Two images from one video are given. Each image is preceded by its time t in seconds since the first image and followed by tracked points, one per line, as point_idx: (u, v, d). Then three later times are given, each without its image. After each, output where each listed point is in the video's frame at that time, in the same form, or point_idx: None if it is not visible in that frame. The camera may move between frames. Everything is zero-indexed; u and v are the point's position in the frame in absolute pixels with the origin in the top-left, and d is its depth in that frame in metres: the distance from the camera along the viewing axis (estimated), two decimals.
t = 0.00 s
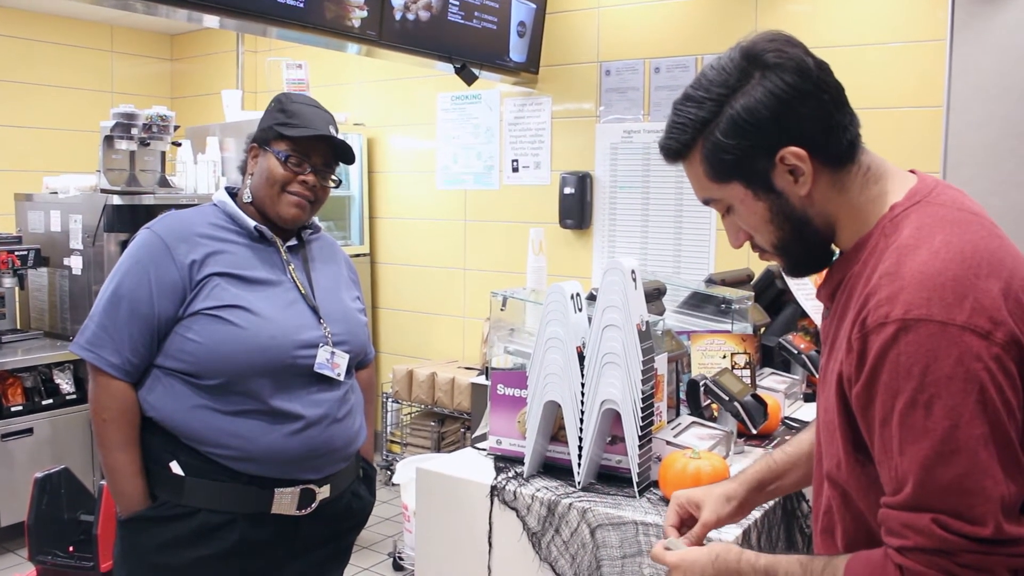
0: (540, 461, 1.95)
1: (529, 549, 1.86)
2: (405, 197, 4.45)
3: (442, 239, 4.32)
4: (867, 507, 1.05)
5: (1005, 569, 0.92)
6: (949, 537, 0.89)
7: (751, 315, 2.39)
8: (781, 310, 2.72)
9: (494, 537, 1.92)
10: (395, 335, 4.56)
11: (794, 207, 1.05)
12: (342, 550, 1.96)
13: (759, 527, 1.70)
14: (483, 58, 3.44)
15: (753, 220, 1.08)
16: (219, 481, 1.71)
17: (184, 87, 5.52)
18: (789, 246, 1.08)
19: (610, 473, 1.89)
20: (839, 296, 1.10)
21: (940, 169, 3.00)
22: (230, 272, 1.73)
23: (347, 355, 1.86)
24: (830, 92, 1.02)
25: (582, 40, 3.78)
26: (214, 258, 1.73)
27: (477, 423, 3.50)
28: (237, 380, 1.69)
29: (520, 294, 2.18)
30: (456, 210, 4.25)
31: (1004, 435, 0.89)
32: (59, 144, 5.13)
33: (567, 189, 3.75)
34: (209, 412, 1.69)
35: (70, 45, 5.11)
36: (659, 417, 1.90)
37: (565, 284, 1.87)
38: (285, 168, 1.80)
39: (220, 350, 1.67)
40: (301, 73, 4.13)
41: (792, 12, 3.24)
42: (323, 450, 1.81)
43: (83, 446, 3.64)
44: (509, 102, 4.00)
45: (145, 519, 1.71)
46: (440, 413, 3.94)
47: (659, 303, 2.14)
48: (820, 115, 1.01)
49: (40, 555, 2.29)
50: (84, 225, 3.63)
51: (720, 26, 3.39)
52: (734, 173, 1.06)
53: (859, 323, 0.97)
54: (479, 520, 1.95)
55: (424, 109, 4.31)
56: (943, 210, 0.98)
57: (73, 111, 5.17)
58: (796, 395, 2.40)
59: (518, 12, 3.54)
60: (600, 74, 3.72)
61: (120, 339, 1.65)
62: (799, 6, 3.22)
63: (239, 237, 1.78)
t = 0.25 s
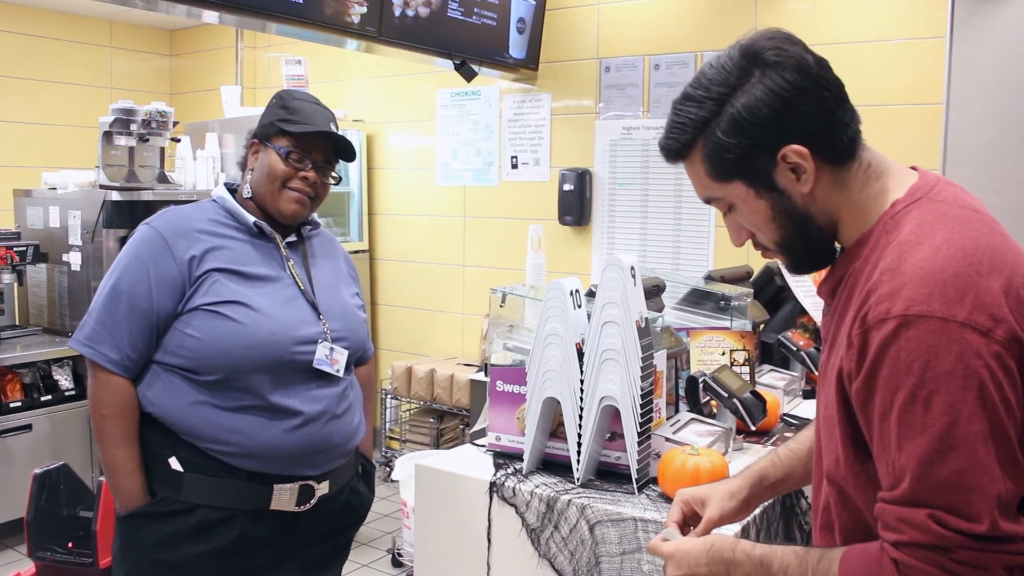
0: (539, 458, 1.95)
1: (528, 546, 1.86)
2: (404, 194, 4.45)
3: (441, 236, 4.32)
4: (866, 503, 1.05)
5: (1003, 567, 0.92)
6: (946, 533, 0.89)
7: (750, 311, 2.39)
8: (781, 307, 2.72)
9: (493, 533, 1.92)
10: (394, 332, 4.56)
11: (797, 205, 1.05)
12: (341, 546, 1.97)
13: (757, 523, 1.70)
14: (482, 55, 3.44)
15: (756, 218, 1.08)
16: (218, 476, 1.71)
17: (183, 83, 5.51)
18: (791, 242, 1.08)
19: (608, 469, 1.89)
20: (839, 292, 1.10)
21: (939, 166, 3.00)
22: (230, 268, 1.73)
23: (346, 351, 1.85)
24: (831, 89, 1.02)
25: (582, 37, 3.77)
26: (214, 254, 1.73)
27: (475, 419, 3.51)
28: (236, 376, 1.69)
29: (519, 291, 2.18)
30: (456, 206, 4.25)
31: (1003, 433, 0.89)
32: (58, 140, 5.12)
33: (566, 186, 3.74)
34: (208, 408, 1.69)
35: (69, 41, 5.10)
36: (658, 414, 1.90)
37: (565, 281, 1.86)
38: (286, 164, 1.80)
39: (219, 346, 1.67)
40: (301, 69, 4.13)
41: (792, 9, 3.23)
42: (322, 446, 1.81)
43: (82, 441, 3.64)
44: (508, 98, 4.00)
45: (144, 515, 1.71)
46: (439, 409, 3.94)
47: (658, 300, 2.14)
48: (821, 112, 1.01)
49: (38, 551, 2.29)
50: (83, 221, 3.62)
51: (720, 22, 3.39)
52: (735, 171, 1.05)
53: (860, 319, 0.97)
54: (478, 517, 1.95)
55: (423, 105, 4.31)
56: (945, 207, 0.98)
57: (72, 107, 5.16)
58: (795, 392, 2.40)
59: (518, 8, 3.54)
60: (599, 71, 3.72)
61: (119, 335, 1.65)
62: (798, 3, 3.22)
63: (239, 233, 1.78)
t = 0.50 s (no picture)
0: (538, 456, 1.95)
1: (527, 543, 1.86)
2: (403, 191, 4.45)
3: (440, 234, 4.32)
4: (865, 502, 1.05)
5: (1004, 565, 0.92)
6: (949, 531, 0.89)
7: (749, 310, 2.39)
8: (779, 305, 2.72)
9: (491, 531, 1.92)
10: (393, 329, 4.56)
11: (796, 203, 1.05)
12: (339, 544, 1.97)
13: (755, 521, 1.71)
14: (481, 52, 3.43)
15: (755, 217, 1.08)
16: (217, 474, 1.71)
17: (182, 80, 5.51)
18: (791, 241, 1.08)
19: (607, 467, 1.90)
20: (839, 292, 1.10)
21: (938, 165, 3.00)
22: (229, 265, 1.73)
23: (345, 349, 1.85)
24: (830, 89, 1.02)
25: (581, 35, 3.77)
26: (213, 251, 1.73)
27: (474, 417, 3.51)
28: (236, 373, 1.69)
29: (517, 289, 2.18)
30: (455, 204, 4.25)
31: (1002, 431, 0.89)
32: (57, 136, 5.12)
33: (565, 184, 3.74)
34: (207, 405, 1.69)
35: (69, 37, 5.09)
36: (656, 412, 1.91)
37: (563, 279, 1.86)
38: (287, 162, 1.80)
39: (219, 343, 1.67)
40: (300, 66, 4.12)
41: (792, 7, 3.23)
42: (321, 444, 1.81)
43: (80, 438, 3.64)
44: (507, 96, 3.99)
45: (143, 512, 1.71)
46: (438, 407, 3.94)
47: (657, 298, 2.14)
48: (820, 110, 1.01)
49: (36, 548, 2.28)
50: (82, 218, 3.62)
51: (719, 21, 3.38)
52: (734, 170, 1.05)
53: (859, 319, 0.97)
54: (476, 514, 1.95)
55: (423, 102, 4.30)
56: (943, 206, 0.98)
57: (71, 103, 5.16)
58: (793, 390, 2.40)
59: (517, 6, 3.54)
60: (599, 69, 3.71)
61: (119, 332, 1.65)
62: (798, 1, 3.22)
63: (239, 230, 1.78)
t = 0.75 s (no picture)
0: (537, 455, 1.95)
1: (526, 542, 1.86)
2: (401, 190, 4.44)
3: (439, 233, 4.32)
4: (860, 499, 1.05)
5: (997, 562, 0.92)
6: (941, 525, 0.89)
7: (748, 309, 2.40)
8: (778, 304, 2.73)
9: (490, 529, 1.92)
10: (392, 328, 4.56)
11: (796, 202, 1.05)
12: (339, 543, 1.97)
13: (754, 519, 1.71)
14: (480, 51, 3.43)
15: (755, 215, 1.08)
16: (216, 473, 1.71)
17: (181, 79, 5.50)
18: (791, 240, 1.08)
19: (606, 466, 1.90)
20: (838, 290, 1.10)
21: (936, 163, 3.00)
22: (229, 264, 1.73)
23: (345, 348, 1.85)
24: (830, 87, 1.03)
25: (578, 33, 3.77)
26: (213, 250, 1.73)
27: (473, 416, 3.51)
28: (236, 372, 1.69)
29: (516, 288, 2.18)
30: (453, 203, 4.25)
31: (996, 427, 0.89)
32: (55, 136, 5.11)
33: (563, 182, 3.74)
34: (207, 405, 1.69)
35: (67, 37, 5.09)
36: (655, 410, 1.91)
37: (562, 278, 1.87)
38: (287, 161, 1.80)
39: (219, 342, 1.67)
40: (298, 65, 4.11)
41: (789, 6, 3.23)
42: (321, 443, 1.82)
43: (80, 437, 3.64)
44: (506, 95, 3.99)
45: (143, 511, 1.71)
46: (437, 406, 3.94)
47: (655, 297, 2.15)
48: (820, 109, 1.01)
49: (35, 548, 2.28)
50: (81, 217, 3.62)
51: (718, 19, 3.38)
52: (735, 168, 1.05)
53: (857, 313, 0.97)
54: (475, 513, 1.95)
55: (421, 101, 4.30)
56: (943, 203, 0.98)
57: (69, 103, 5.16)
58: (791, 389, 2.40)
59: (515, 4, 3.54)
60: (597, 67, 3.71)
61: (118, 331, 1.65)
62: None
63: (238, 229, 1.78)
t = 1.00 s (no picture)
0: (536, 453, 1.95)
1: (526, 541, 1.86)
2: (401, 189, 4.44)
3: (438, 231, 4.31)
4: (862, 495, 1.05)
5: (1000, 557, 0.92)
6: (944, 519, 0.89)
7: (748, 307, 2.40)
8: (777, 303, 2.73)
9: (490, 528, 1.92)
10: (391, 327, 4.56)
11: (796, 199, 1.05)
12: (338, 542, 1.97)
13: (753, 517, 1.71)
14: (479, 50, 3.43)
15: (755, 211, 1.08)
16: (216, 472, 1.71)
17: (180, 78, 5.50)
18: (791, 237, 1.08)
19: (606, 465, 1.90)
20: (840, 287, 1.10)
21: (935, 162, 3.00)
22: (229, 262, 1.73)
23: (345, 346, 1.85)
24: (831, 85, 1.02)
25: (578, 32, 3.77)
26: (213, 248, 1.73)
27: (473, 415, 3.51)
28: (236, 370, 1.69)
29: (516, 286, 2.19)
30: (452, 201, 4.24)
31: (999, 422, 0.89)
32: (54, 135, 5.11)
33: (563, 181, 3.74)
34: (206, 404, 1.69)
35: (66, 35, 5.08)
36: (655, 409, 1.91)
37: (561, 277, 1.87)
38: (287, 160, 1.80)
39: (219, 340, 1.67)
40: (297, 64, 4.11)
41: (789, 4, 3.23)
42: (321, 441, 1.81)
43: (79, 436, 3.63)
44: (505, 93, 3.99)
45: (143, 510, 1.71)
46: (436, 405, 3.94)
47: (655, 296, 2.15)
48: (822, 106, 1.01)
49: (34, 546, 2.27)
50: (80, 216, 3.61)
51: (717, 17, 3.38)
52: (736, 164, 1.05)
53: (858, 310, 0.97)
54: (475, 511, 1.95)
55: (420, 100, 4.30)
56: (944, 199, 0.98)
57: (68, 102, 5.15)
58: (791, 387, 2.40)
59: (515, 3, 3.53)
60: (597, 66, 3.71)
61: (118, 329, 1.65)
62: None
63: (238, 227, 1.78)
